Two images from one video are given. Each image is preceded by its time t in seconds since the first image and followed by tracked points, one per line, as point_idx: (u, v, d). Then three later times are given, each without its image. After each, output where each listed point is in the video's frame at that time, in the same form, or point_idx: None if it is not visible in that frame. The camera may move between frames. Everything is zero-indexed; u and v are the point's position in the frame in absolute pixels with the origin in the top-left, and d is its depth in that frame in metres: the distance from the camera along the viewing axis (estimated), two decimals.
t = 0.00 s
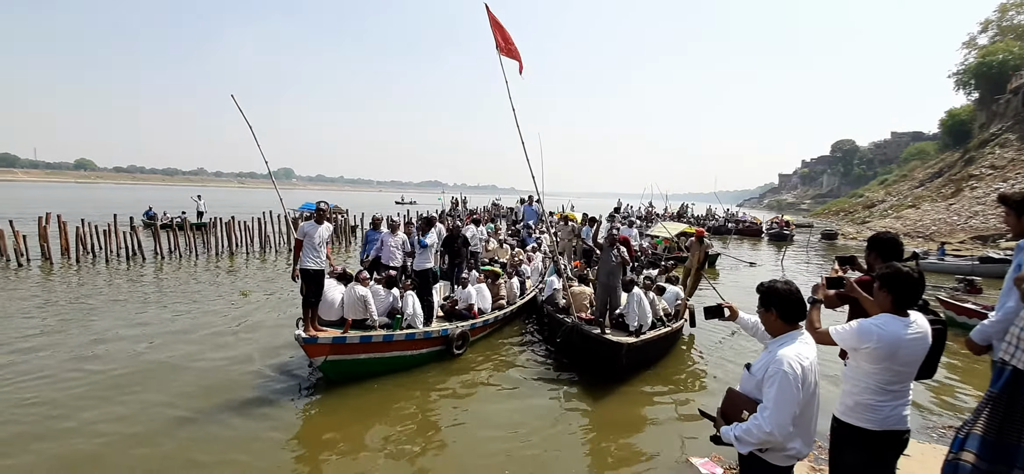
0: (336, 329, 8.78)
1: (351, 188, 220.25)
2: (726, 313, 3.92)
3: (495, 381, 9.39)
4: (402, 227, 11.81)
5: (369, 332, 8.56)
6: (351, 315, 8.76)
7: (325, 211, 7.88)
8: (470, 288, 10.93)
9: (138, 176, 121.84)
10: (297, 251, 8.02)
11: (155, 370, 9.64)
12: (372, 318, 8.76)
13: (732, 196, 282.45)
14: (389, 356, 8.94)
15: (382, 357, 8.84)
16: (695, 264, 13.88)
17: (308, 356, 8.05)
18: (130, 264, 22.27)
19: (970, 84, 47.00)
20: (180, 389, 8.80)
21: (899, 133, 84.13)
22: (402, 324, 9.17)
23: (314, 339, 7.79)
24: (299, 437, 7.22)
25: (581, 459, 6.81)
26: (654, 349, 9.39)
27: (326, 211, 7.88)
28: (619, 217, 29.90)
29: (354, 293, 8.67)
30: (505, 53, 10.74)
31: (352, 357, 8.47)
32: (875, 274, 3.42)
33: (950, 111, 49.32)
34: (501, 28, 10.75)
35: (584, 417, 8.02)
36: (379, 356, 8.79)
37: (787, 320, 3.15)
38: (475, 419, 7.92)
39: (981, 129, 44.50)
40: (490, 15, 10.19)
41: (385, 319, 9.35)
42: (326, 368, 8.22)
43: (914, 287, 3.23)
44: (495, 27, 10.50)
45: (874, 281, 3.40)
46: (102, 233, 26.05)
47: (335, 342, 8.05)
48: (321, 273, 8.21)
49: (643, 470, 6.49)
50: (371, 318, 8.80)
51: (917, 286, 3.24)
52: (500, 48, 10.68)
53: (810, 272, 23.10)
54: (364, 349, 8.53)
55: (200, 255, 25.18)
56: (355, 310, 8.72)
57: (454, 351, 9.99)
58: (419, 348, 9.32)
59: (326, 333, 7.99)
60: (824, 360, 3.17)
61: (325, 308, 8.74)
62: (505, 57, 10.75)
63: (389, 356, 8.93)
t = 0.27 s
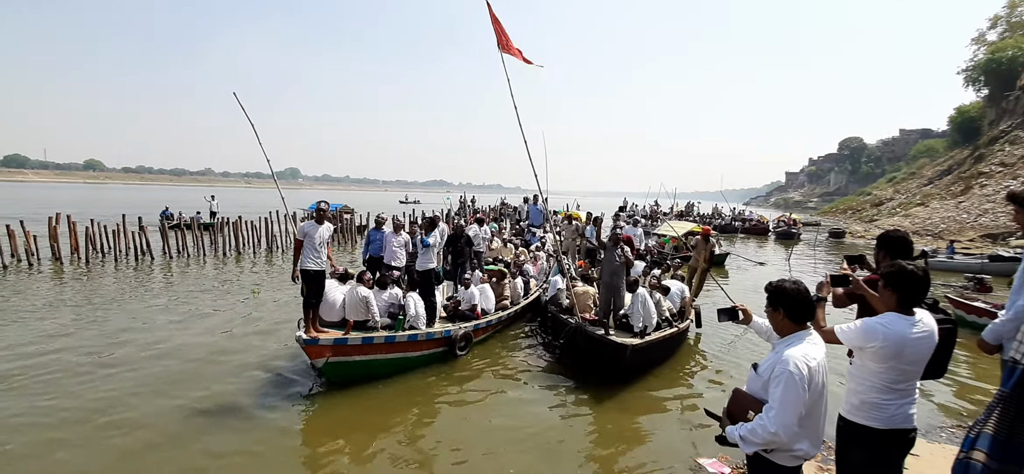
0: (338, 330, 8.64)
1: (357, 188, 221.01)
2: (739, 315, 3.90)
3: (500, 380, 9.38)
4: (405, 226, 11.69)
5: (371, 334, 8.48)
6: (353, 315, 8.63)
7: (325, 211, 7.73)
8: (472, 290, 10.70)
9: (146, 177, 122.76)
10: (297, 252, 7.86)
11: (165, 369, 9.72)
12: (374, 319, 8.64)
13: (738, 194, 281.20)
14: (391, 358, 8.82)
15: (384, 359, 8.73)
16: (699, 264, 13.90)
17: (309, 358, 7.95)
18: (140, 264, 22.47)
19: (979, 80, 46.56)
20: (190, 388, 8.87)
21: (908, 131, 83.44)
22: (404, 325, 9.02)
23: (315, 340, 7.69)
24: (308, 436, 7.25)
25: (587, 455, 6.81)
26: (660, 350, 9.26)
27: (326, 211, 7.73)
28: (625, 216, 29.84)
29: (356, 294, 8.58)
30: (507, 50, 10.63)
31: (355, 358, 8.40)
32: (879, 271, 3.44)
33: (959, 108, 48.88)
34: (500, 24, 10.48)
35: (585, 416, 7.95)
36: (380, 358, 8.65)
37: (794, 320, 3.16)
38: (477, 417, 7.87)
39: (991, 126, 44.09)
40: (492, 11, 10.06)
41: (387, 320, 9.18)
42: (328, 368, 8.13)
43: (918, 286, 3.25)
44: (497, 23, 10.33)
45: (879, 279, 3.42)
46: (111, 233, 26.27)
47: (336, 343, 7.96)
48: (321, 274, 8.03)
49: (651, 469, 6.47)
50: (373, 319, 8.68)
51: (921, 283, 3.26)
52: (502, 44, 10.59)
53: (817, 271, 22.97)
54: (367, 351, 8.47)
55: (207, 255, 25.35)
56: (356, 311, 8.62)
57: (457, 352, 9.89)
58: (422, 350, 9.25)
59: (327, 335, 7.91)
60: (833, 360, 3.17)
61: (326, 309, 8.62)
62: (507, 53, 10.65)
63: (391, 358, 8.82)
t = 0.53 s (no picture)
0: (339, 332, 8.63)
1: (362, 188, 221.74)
2: (751, 314, 3.85)
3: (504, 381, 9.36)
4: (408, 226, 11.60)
5: (372, 336, 8.42)
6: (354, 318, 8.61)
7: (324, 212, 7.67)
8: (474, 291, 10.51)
9: (154, 178, 123.76)
10: (297, 254, 7.83)
11: (173, 370, 9.76)
12: (375, 321, 8.61)
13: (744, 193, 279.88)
14: (391, 360, 8.73)
15: (386, 361, 8.65)
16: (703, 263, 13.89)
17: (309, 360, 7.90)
18: (147, 265, 22.64)
19: (988, 77, 46.14)
20: (197, 388, 8.90)
21: (915, 128, 82.75)
22: (406, 327, 8.96)
23: (315, 343, 7.64)
24: (314, 437, 7.27)
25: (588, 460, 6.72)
26: (664, 352, 9.10)
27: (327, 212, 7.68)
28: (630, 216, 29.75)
29: (357, 296, 8.60)
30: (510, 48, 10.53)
31: (355, 360, 8.34)
32: (886, 271, 3.42)
33: (967, 105, 48.46)
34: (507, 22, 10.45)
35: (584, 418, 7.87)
36: (381, 360, 8.58)
37: (801, 319, 3.14)
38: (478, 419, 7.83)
39: (1000, 124, 43.67)
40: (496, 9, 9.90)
41: (388, 322, 9.12)
42: (328, 372, 8.11)
43: (925, 285, 3.21)
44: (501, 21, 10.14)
45: (885, 279, 3.40)
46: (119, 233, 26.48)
47: (336, 346, 7.93)
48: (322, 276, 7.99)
49: (657, 470, 6.45)
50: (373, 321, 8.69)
51: (928, 283, 3.22)
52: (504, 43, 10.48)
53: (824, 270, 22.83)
54: (368, 353, 8.40)
55: (214, 255, 25.50)
56: (358, 313, 8.62)
57: (458, 354, 9.77)
58: (423, 352, 9.12)
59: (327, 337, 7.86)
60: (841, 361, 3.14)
61: (327, 311, 8.61)
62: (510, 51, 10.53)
63: (392, 360, 8.74)
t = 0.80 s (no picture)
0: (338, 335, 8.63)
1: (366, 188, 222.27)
2: (758, 314, 3.80)
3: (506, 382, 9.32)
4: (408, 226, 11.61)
5: (371, 339, 8.32)
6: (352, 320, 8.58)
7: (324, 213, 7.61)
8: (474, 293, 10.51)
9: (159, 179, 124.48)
10: (295, 256, 7.80)
11: (177, 370, 9.78)
12: (374, 323, 8.60)
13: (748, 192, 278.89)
14: (390, 364, 8.62)
15: (384, 364, 8.55)
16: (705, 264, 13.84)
17: (308, 363, 7.86)
18: (152, 265, 22.72)
19: (995, 75, 45.80)
20: (201, 389, 8.92)
21: (921, 127, 82.21)
22: (406, 329, 8.92)
23: (314, 346, 7.62)
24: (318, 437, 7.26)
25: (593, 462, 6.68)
26: (666, 355, 8.95)
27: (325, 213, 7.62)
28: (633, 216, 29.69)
29: (357, 299, 8.51)
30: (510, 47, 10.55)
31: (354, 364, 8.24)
32: (890, 270, 3.39)
33: (973, 103, 48.13)
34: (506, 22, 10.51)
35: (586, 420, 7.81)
36: (379, 363, 8.47)
37: (806, 320, 3.11)
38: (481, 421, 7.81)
39: (1007, 122, 43.33)
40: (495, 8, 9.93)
41: (388, 323, 9.12)
42: (327, 375, 8.03)
43: (929, 285, 3.19)
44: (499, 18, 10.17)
45: (888, 278, 3.38)
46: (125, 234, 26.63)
47: (334, 349, 7.85)
48: (320, 278, 7.95)
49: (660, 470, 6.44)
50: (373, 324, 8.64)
51: (932, 283, 3.20)
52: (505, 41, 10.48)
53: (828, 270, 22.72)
54: (366, 356, 8.27)
55: (218, 255, 25.61)
56: (356, 317, 8.53)
57: (459, 357, 9.64)
58: (422, 354, 9.03)
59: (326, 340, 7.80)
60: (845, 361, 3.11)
61: (326, 313, 8.63)
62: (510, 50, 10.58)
63: (390, 363, 8.62)
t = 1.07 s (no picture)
0: (335, 337, 8.41)
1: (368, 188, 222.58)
2: (766, 320, 3.70)
3: (506, 384, 9.29)
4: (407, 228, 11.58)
5: (370, 341, 8.25)
6: (350, 322, 8.40)
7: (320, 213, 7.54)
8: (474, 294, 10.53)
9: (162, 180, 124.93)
10: (290, 256, 7.69)
11: (178, 370, 9.77)
12: (373, 325, 8.51)
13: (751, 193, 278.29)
14: (390, 366, 8.58)
15: (384, 367, 8.51)
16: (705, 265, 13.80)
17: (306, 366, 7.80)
18: (155, 266, 22.76)
19: (999, 75, 45.59)
20: (203, 389, 8.90)
21: (925, 127, 81.87)
22: (404, 331, 8.89)
23: (309, 349, 7.54)
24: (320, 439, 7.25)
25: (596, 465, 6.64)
26: (667, 358, 8.89)
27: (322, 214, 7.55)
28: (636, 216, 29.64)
29: (355, 301, 8.40)
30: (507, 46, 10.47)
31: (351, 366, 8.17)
32: (892, 271, 3.36)
33: (977, 103, 47.92)
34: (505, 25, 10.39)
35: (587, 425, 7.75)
36: (378, 366, 8.43)
37: (806, 320, 3.09)
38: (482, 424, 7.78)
39: (1012, 122, 43.11)
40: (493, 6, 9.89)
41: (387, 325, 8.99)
42: (325, 377, 7.97)
43: (931, 285, 3.17)
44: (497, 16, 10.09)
45: (890, 279, 3.35)
46: (129, 234, 26.74)
47: (331, 351, 7.76)
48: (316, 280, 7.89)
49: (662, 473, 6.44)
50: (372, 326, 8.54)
51: (933, 283, 3.18)
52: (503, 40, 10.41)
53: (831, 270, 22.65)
54: (364, 358, 8.21)
55: (220, 255, 25.68)
56: (355, 319, 8.41)
57: (459, 359, 9.63)
58: (422, 356, 8.99)
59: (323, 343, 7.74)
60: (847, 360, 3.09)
61: (323, 314, 8.44)
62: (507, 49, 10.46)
63: (390, 366, 8.58)
